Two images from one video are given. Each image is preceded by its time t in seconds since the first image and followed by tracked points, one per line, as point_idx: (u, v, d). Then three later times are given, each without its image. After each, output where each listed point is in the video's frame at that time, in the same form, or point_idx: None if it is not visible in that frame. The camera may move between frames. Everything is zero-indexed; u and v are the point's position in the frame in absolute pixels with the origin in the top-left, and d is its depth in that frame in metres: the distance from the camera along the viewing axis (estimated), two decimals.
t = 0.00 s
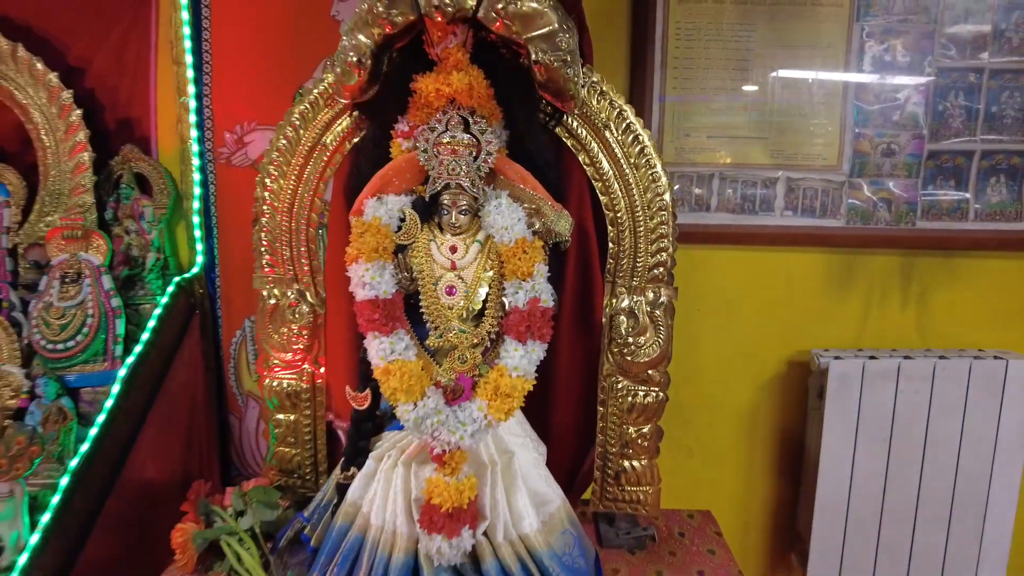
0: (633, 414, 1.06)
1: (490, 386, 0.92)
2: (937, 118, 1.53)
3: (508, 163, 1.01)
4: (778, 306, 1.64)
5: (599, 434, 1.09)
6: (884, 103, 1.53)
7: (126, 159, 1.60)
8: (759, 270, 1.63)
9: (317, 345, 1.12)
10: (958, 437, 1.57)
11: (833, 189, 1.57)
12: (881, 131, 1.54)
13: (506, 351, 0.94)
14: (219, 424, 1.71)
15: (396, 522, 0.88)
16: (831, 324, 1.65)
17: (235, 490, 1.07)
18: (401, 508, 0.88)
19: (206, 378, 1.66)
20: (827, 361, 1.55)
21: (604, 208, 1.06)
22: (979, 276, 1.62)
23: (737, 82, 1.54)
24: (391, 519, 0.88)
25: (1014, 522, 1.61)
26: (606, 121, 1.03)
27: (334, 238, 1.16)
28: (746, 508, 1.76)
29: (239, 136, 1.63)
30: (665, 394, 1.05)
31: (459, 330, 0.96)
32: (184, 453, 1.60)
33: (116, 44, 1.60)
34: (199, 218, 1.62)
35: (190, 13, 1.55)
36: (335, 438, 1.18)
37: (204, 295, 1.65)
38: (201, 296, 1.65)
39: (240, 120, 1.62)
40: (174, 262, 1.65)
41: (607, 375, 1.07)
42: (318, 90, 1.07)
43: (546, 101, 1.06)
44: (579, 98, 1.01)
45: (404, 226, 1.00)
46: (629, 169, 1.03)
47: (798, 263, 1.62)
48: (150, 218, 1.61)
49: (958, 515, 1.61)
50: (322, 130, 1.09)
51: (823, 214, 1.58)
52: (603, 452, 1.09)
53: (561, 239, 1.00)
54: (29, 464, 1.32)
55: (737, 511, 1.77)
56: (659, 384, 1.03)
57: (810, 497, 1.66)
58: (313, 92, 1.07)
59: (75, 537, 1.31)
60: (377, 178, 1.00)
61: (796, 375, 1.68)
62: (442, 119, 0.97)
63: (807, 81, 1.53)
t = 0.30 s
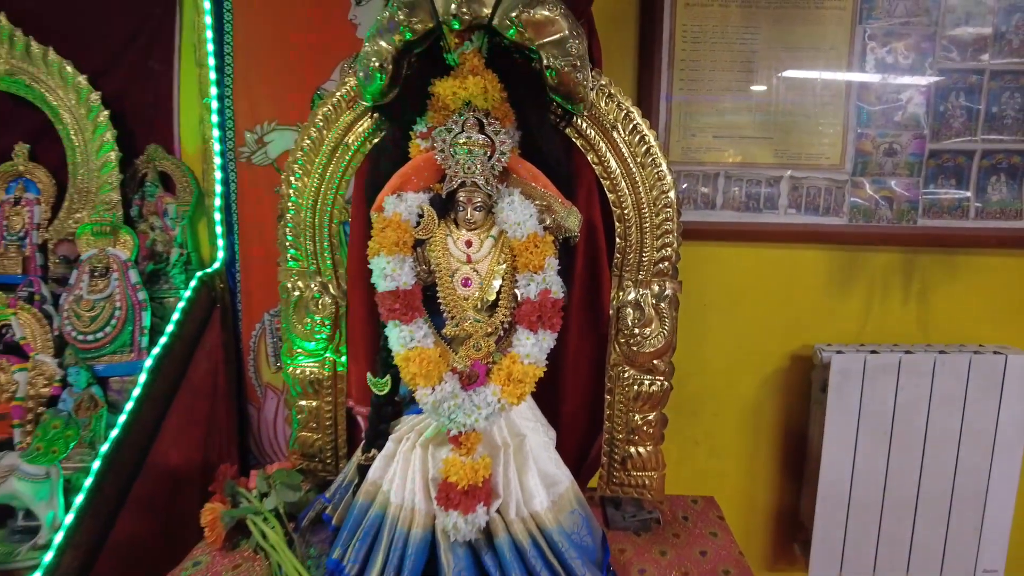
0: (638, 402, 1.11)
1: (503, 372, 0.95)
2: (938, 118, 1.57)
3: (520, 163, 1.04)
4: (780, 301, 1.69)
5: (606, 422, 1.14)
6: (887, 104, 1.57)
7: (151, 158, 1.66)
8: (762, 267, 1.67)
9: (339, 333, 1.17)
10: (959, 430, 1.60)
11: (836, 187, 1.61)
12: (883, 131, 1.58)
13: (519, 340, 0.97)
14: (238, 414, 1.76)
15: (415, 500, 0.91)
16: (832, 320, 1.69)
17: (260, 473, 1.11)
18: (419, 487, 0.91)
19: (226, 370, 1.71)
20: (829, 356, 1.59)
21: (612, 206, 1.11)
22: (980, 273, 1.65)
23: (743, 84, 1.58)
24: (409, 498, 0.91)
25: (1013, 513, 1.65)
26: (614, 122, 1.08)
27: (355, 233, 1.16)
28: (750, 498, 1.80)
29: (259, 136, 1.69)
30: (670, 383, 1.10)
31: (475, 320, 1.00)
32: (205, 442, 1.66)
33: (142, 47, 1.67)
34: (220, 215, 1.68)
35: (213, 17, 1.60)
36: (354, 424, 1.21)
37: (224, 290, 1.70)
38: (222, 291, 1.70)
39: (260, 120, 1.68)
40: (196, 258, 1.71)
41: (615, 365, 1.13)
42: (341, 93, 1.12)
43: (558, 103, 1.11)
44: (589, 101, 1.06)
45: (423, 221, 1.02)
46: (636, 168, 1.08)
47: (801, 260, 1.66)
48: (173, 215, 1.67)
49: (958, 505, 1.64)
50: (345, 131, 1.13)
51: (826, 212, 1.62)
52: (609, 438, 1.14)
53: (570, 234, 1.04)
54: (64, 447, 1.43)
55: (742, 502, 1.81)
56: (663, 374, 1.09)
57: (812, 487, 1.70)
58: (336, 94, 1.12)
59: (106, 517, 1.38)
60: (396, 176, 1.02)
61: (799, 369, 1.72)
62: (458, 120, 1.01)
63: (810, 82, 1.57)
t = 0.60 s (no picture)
0: (639, 393, 1.17)
1: (511, 362, 1.01)
2: (933, 121, 1.61)
3: (527, 165, 1.08)
4: (779, 298, 1.73)
5: (609, 412, 1.19)
6: (883, 107, 1.61)
7: (170, 159, 1.72)
8: (761, 265, 1.72)
9: (355, 326, 1.22)
10: (952, 423, 1.65)
11: (833, 188, 1.65)
12: (879, 134, 1.63)
13: (525, 332, 1.02)
14: (253, 406, 1.81)
15: (428, 483, 0.96)
16: (830, 317, 1.74)
17: (279, 459, 1.16)
18: (432, 471, 0.96)
19: (241, 364, 1.76)
20: (826, 351, 1.64)
21: (614, 206, 1.16)
22: (974, 272, 1.69)
23: (742, 87, 1.63)
24: (422, 480, 0.96)
25: (1005, 505, 1.69)
26: (616, 126, 1.13)
27: (372, 232, 1.22)
28: (750, 490, 1.85)
29: (275, 138, 1.74)
30: (669, 375, 1.15)
31: (484, 313, 1.05)
32: (221, 433, 1.72)
33: (162, 52, 1.73)
34: (236, 214, 1.73)
35: (230, 22, 1.66)
36: (369, 411, 1.27)
37: (240, 287, 1.76)
38: (237, 288, 1.75)
39: (275, 122, 1.74)
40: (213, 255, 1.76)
41: (617, 358, 1.18)
42: (357, 98, 1.17)
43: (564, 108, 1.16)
44: (593, 106, 1.11)
45: (436, 220, 1.07)
46: (637, 170, 1.13)
47: (799, 258, 1.71)
48: (191, 214, 1.72)
49: (951, 496, 1.69)
50: (361, 135, 1.19)
51: (824, 212, 1.67)
52: (612, 427, 1.20)
53: (574, 232, 1.10)
54: (92, 435, 1.47)
55: (742, 493, 1.86)
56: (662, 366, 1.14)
57: (810, 479, 1.75)
58: (353, 100, 1.18)
59: (129, 502, 1.45)
60: (410, 178, 1.07)
61: (797, 365, 1.77)
62: (468, 125, 1.06)
63: (808, 86, 1.62)
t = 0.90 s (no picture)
0: (637, 380, 1.23)
1: (516, 349, 1.07)
2: (923, 121, 1.67)
3: (531, 164, 1.14)
4: (775, 293, 1.79)
5: (609, 399, 1.25)
6: (875, 108, 1.67)
7: (185, 158, 1.79)
8: (757, 261, 1.77)
9: (367, 316, 1.28)
10: (942, 414, 1.70)
11: (827, 186, 1.71)
12: (872, 133, 1.68)
13: (530, 321, 1.08)
14: (264, 397, 1.88)
15: (438, 461, 1.02)
16: (825, 311, 1.80)
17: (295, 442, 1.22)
18: (442, 450, 1.02)
19: (253, 356, 1.83)
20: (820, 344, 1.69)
21: (614, 202, 1.22)
22: (964, 267, 1.75)
23: (739, 88, 1.68)
24: (432, 459, 1.02)
25: (993, 494, 1.75)
26: (616, 127, 1.19)
27: (385, 227, 1.27)
28: (747, 479, 1.90)
29: (287, 138, 1.80)
30: (666, 363, 1.21)
31: (491, 303, 1.11)
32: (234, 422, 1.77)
33: (178, 55, 1.79)
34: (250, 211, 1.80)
35: (244, 26, 1.72)
36: (380, 399, 1.32)
37: (252, 281, 1.82)
38: (250, 282, 1.82)
39: (287, 122, 1.79)
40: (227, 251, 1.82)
41: (616, 347, 1.24)
42: (370, 100, 1.23)
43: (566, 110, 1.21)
44: (593, 108, 1.16)
45: (445, 215, 1.13)
46: (635, 168, 1.19)
47: (794, 254, 1.76)
48: (206, 211, 1.79)
49: (941, 486, 1.74)
50: (373, 135, 1.24)
51: (818, 209, 1.72)
52: (612, 414, 1.25)
53: (576, 227, 1.15)
54: (114, 421, 1.53)
55: (738, 482, 1.92)
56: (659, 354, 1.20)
57: (804, 468, 1.80)
58: (366, 101, 1.24)
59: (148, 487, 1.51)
60: (421, 175, 1.13)
61: (792, 357, 1.82)
62: (476, 125, 1.11)
63: (803, 87, 1.67)
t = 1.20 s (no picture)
0: (636, 369, 1.29)
1: (521, 338, 1.13)
2: (915, 123, 1.72)
3: (535, 164, 1.20)
4: (772, 290, 1.84)
5: (609, 388, 1.31)
6: (868, 110, 1.72)
7: (201, 157, 1.85)
8: (753, 258, 1.83)
9: (378, 309, 1.34)
10: (933, 407, 1.75)
11: (822, 185, 1.76)
12: (865, 134, 1.73)
13: (533, 312, 1.14)
14: (277, 389, 1.95)
15: (446, 444, 1.08)
16: (820, 307, 1.85)
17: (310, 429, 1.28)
18: (450, 433, 1.09)
19: (265, 349, 1.89)
20: (815, 339, 1.75)
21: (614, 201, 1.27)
22: (955, 264, 1.80)
23: (737, 91, 1.74)
24: (441, 442, 1.08)
25: (983, 486, 1.80)
26: (615, 128, 1.24)
27: (397, 223, 1.32)
28: (744, 471, 1.95)
29: (299, 138, 1.86)
30: (663, 353, 1.28)
31: (497, 295, 1.17)
32: (248, 413, 1.84)
33: (193, 57, 1.85)
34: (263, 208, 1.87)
35: (257, 31, 1.81)
36: (391, 388, 1.38)
37: (265, 278, 1.90)
38: (263, 278, 1.89)
39: (300, 123, 1.85)
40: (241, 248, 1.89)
41: (616, 338, 1.30)
42: (382, 103, 1.29)
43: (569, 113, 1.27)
44: (594, 110, 1.22)
45: (454, 212, 1.19)
46: (634, 169, 1.24)
47: (790, 252, 1.82)
48: (220, 209, 1.84)
49: (932, 477, 1.80)
50: (385, 136, 1.30)
51: (813, 208, 1.78)
52: (611, 402, 1.32)
53: (577, 224, 1.21)
54: (135, 409, 1.58)
55: (736, 473, 1.97)
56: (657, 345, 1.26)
57: (800, 459, 1.86)
58: (378, 105, 1.29)
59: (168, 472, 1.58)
60: (431, 175, 1.18)
61: (788, 352, 1.88)
62: (483, 127, 1.16)
63: (798, 90, 1.72)
